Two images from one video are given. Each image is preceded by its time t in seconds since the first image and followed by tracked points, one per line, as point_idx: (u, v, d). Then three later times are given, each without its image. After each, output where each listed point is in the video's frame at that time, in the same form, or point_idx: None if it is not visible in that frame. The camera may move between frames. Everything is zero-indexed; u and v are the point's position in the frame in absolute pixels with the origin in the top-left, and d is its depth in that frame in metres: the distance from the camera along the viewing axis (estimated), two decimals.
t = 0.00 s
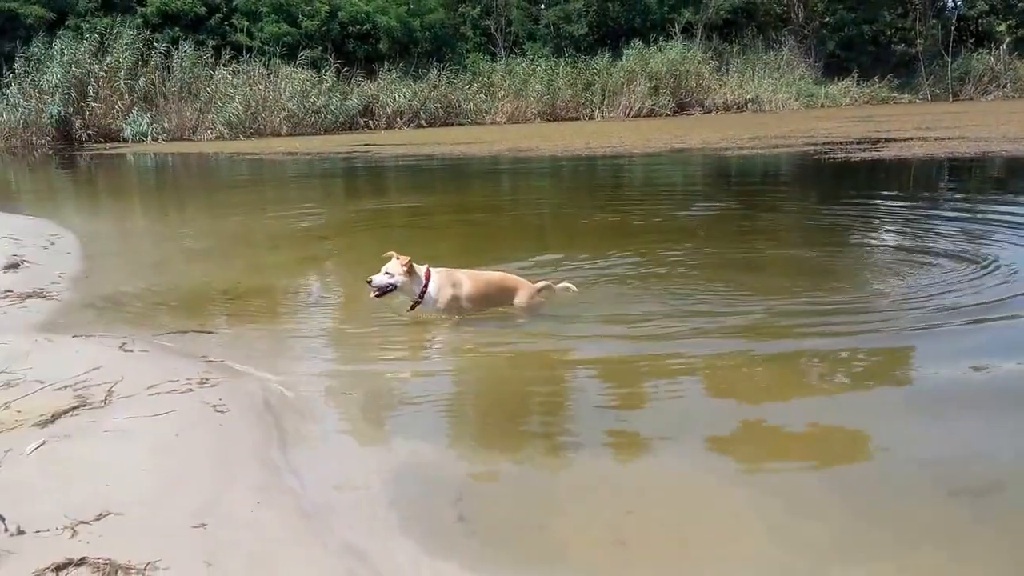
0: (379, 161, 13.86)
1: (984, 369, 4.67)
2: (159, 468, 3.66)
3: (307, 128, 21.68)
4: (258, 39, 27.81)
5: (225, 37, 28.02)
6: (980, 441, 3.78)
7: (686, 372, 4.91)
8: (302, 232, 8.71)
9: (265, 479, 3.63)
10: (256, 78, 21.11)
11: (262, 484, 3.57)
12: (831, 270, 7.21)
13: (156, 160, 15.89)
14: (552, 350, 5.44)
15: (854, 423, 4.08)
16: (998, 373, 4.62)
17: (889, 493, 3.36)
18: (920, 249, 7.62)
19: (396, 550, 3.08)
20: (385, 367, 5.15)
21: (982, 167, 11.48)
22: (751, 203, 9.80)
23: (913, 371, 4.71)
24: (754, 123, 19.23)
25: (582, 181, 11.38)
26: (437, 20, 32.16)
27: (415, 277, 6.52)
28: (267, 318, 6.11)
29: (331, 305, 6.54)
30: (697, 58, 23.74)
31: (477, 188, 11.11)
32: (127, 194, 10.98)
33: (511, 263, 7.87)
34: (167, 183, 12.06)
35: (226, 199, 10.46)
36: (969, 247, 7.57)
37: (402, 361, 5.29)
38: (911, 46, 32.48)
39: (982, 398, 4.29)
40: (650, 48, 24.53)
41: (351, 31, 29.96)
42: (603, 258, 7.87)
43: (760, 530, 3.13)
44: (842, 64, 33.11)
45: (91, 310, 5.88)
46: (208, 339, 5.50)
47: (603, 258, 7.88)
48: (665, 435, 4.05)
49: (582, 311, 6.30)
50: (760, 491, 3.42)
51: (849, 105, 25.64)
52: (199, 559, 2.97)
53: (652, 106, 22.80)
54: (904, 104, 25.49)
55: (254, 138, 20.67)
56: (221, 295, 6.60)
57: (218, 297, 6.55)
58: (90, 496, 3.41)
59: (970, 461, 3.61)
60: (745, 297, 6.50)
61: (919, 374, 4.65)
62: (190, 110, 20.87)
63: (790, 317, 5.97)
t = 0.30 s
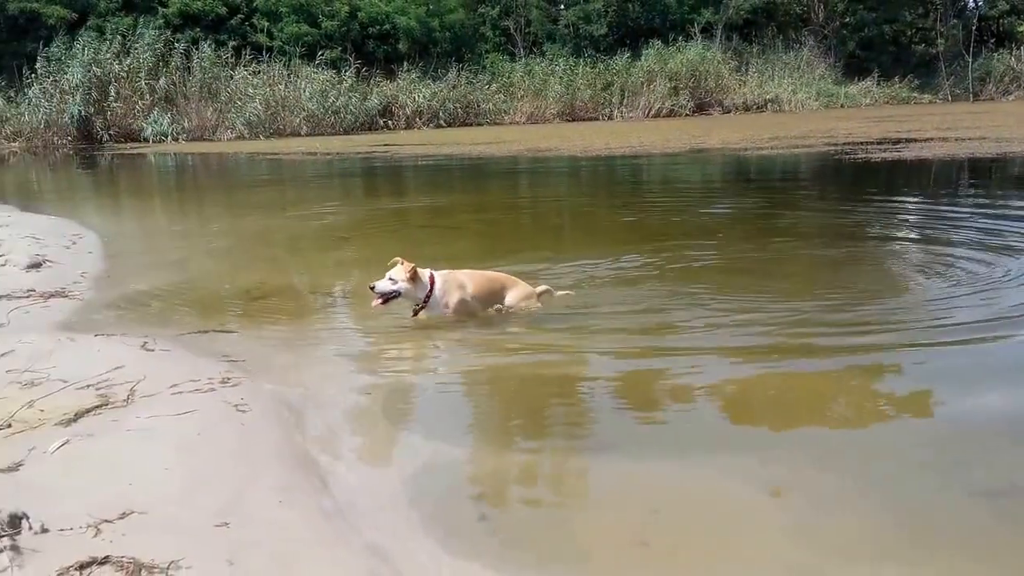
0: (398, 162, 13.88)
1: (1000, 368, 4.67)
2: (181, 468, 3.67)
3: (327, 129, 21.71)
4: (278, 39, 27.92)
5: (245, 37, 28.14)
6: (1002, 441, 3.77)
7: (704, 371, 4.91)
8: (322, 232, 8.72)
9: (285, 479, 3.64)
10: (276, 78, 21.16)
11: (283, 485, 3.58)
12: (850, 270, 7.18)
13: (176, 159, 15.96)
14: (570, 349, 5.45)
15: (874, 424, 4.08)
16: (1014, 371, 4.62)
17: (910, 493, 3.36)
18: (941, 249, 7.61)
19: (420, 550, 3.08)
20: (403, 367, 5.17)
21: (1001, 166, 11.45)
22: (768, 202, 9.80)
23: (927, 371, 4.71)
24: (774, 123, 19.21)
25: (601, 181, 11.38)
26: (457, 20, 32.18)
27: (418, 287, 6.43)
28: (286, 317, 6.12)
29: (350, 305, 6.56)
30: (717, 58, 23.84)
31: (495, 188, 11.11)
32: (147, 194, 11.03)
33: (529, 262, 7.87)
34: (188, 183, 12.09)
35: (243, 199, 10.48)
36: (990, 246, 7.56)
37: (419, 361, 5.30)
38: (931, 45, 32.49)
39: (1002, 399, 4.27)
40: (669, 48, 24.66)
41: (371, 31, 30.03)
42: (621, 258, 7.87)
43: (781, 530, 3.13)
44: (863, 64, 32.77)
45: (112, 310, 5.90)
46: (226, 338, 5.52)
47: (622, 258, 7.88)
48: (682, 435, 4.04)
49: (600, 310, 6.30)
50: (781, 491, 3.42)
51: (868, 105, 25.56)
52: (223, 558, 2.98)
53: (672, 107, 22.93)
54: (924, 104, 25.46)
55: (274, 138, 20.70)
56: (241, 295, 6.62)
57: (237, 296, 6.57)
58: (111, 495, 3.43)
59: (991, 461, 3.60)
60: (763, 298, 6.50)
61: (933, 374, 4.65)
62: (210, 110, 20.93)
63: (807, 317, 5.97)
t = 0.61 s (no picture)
0: (416, 161, 13.91)
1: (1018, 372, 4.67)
2: (205, 467, 3.71)
3: (347, 129, 21.78)
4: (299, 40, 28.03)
5: (266, 37, 28.26)
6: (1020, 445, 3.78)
7: (722, 372, 4.92)
8: (342, 232, 8.75)
9: (307, 477, 3.67)
10: (296, 78, 21.22)
11: (305, 484, 3.61)
12: (868, 269, 7.17)
13: (197, 160, 16.02)
14: (588, 349, 5.46)
15: (893, 426, 4.09)
16: None
17: (928, 494, 3.37)
18: (960, 249, 7.60)
19: (440, 549, 3.11)
20: (421, 367, 5.19)
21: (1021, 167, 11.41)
22: (786, 201, 9.79)
23: (946, 373, 4.71)
24: (793, 123, 19.18)
25: (620, 180, 11.39)
26: (476, 20, 32.21)
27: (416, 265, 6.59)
28: (306, 317, 6.15)
29: (369, 305, 6.58)
30: (736, 57, 23.88)
31: (514, 188, 11.13)
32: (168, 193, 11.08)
33: (548, 262, 7.88)
34: (209, 183, 12.14)
35: (263, 199, 10.52)
36: (1011, 247, 7.54)
37: (438, 361, 5.32)
38: (951, 45, 32.40)
39: (1013, 402, 4.28)
40: (688, 48, 24.73)
41: (390, 32, 30.08)
42: (640, 257, 7.88)
43: (800, 530, 3.14)
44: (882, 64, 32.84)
45: (134, 309, 5.93)
46: (246, 337, 5.55)
47: (640, 257, 7.89)
48: (700, 435, 4.06)
49: (618, 309, 6.30)
50: (800, 492, 3.43)
51: (887, 105, 25.50)
52: (245, 556, 3.01)
53: (691, 106, 22.93)
54: (943, 104, 25.39)
55: (295, 138, 20.76)
56: (261, 294, 6.64)
57: (257, 296, 6.60)
58: (137, 492, 3.47)
59: (1009, 464, 3.61)
60: (781, 298, 6.50)
61: (951, 376, 4.65)
62: (231, 111, 20.99)
63: (826, 316, 5.97)
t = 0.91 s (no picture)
0: (438, 162, 13.97)
1: None
2: (230, 465, 3.74)
3: (370, 131, 21.75)
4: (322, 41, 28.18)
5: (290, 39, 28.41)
6: None
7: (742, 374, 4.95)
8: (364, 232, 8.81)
9: (330, 475, 3.70)
10: (320, 80, 21.30)
11: (330, 483, 3.64)
12: (887, 270, 7.18)
13: (220, 160, 16.11)
14: (610, 350, 5.49)
15: (911, 427, 4.11)
16: None
17: (948, 495, 3.39)
18: (982, 250, 7.61)
19: (463, 548, 3.14)
20: (444, 368, 5.23)
21: None
22: (807, 202, 9.81)
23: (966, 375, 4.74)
24: (814, 124, 19.19)
25: (641, 181, 11.42)
26: (498, 23, 32.27)
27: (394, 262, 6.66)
28: (329, 317, 6.20)
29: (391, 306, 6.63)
30: (757, 59, 23.88)
31: (535, 188, 11.17)
32: (193, 193, 11.16)
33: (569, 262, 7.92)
34: (233, 183, 12.22)
35: (286, 199, 10.59)
36: None
37: (460, 360, 5.36)
38: (972, 47, 32.37)
39: None
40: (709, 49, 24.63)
41: (413, 33, 30.18)
42: (662, 257, 7.92)
43: (820, 531, 3.16)
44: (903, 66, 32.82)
45: (160, 309, 5.99)
46: (270, 337, 5.60)
47: (662, 258, 7.92)
48: (720, 436, 4.09)
49: (639, 310, 6.34)
50: (820, 493, 3.46)
51: (908, 107, 25.47)
52: (272, 554, 3.05)
53: (712, 108, 22.93)
54: (965, 106, 25.35)
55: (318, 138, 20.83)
56: (285, 294, 6.70)
57: (281, 296, 6.65)
58: (163, 491, 3.51)
59: None
60: (802, 300, 6.52)
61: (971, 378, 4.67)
62: (255, 112, 21.07)
63: (847, 319, 5.99)
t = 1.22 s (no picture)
0: (466, 164, 14.02)
1: None
2: (263, 466, 3.76)
3: (399, 133, 21.79)
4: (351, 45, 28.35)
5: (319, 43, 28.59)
6: None
7: (771, 378, 4.96)
8: (393, 233, 8.86)
9: (362, 476, 3.73)
10: (348, 83, 21.39)
11: (362, 484, 3.66)
12: (916, 274, 7.18)
13: (250, 162, 16.21)
14: (638, 352, 5.52)
15: (942, 431, 4.11)
16: None
17: (980, 499, 3.39)
18: (1011, 253, 7.60)
19: (494, 549, 3.16)
20: (473, 369, 5.26)
21: None
22: (835, 204, 9.81)
23: (997, 380, 4.74)
24: (841, 127, 19.15)
25: (669, 183, 11.44)
26: (525, 26, 32.32)
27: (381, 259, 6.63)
28: (359, 318, 6.24)
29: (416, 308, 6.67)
30: (784, 62, 23.85)
31: (563, 190, 11.20)
32: (225, 195, 11.23)
33: (597, 264, 7.95)
34: (264, 185, 12.30)
35: (317, 200, 10.66)
36: None
37: (490, 361, 5.39)
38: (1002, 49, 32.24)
39: None
40: (736, 52, 24.69)
41: (441, 37, 30.32)
42: (690, 258, 7.94)
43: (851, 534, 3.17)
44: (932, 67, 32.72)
45: (193, 309, 6.04)
46: (301, 338, 5.64)
47: (690, 259, 7.94)
48: (750, 439, 4.09)
49: (667, 313, 6.36)
50: (852, 496, 3.46)
51: (937, 109, 25.38)
52: (306, 554, 3.07)
53: (740, 110, 22.89)
54: (995, 108, 25.23)
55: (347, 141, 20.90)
56: (315, 295, 6.74)
57: (312, 296, 6.70)
58: (198, 490, 3.54)
59: None
60: (831, 303, 6.53)
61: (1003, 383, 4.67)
62: (285, 114, 21.16)
63: (875, 322, 6.00)
